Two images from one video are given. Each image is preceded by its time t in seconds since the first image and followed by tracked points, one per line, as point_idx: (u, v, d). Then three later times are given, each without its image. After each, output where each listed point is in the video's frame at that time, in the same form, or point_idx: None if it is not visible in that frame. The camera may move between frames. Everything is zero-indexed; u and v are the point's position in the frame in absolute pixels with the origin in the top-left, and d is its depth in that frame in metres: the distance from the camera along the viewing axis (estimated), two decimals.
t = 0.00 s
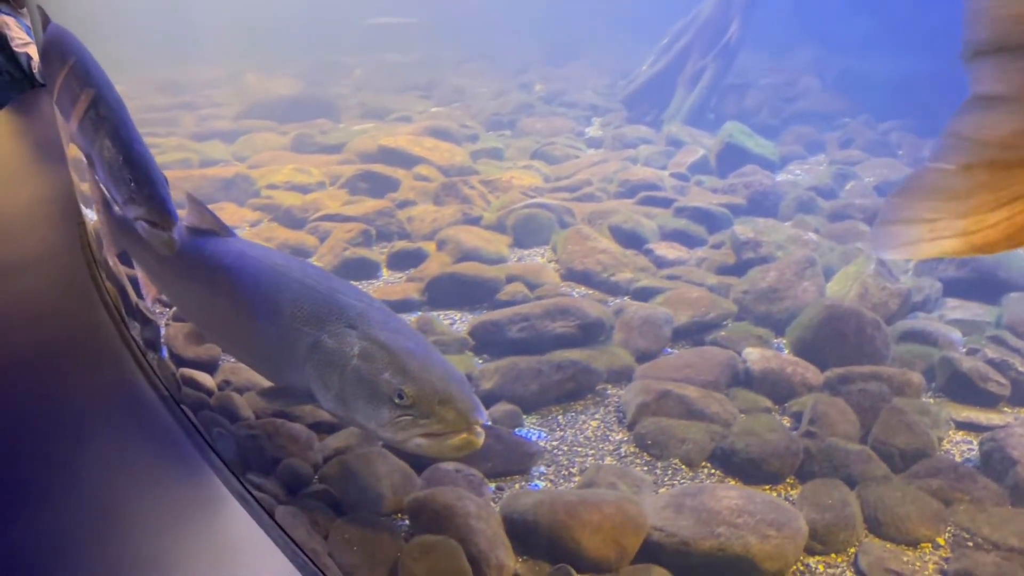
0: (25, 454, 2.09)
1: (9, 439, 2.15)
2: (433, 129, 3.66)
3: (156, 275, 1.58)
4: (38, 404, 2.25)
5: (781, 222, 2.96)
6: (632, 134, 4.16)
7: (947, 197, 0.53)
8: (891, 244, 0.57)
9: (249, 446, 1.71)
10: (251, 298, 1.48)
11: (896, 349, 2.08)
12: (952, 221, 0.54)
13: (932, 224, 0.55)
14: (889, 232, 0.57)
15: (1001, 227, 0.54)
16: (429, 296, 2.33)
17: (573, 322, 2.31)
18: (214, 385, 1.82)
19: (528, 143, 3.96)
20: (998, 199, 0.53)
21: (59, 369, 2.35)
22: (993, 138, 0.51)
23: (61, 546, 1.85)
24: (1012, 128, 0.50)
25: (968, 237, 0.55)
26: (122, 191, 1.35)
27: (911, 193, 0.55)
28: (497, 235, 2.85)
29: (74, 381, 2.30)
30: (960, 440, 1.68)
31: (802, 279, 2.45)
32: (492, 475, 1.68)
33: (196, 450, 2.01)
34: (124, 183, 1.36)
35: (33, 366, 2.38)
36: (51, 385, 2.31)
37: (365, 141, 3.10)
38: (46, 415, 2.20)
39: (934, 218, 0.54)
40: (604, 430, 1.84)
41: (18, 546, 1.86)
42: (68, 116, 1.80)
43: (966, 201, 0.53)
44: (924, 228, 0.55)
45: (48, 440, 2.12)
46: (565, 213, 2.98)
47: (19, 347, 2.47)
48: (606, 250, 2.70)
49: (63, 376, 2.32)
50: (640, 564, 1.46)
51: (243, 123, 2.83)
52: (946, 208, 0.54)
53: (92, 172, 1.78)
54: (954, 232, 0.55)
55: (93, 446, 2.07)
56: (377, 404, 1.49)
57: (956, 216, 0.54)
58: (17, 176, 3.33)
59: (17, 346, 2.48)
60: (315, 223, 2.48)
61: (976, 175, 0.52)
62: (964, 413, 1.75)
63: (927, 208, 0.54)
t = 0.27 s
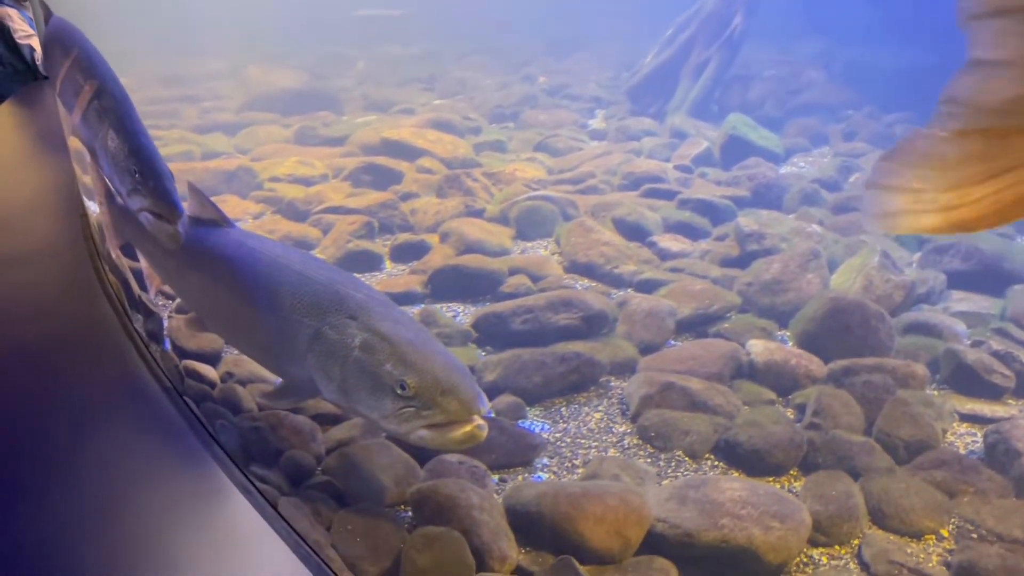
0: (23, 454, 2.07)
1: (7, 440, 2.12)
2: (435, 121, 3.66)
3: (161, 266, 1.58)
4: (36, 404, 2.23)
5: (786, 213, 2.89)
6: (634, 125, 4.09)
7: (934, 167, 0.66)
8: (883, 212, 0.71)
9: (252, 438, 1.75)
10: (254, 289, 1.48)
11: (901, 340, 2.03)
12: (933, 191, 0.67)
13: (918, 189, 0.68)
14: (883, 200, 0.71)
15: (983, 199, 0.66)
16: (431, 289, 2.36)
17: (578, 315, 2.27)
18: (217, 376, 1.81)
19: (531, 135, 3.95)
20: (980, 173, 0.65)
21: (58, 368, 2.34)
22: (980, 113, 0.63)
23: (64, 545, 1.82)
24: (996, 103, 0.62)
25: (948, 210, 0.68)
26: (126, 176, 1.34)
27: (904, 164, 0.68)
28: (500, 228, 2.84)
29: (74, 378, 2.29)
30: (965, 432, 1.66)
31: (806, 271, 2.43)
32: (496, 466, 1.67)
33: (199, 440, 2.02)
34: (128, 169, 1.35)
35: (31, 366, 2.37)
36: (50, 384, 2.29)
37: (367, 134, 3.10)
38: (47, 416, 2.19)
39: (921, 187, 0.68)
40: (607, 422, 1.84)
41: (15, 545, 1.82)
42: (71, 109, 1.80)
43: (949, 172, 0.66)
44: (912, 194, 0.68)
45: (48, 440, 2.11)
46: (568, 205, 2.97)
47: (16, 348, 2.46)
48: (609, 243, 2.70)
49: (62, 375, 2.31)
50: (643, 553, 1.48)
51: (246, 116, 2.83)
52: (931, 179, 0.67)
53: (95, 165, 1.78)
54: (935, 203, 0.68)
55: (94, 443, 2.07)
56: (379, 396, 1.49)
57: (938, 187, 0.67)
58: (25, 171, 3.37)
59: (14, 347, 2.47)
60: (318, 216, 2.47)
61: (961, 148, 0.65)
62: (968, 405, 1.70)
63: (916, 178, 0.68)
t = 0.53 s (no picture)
0: (27, 458, 2.06)
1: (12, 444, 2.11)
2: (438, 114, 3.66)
3: (165, 257, 1.63)
4: (40, 407, 2.22)
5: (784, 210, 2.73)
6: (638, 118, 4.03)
7: (934, 126, 0.67)
8: (880, 171, 0.72)
9: (257, 429, 1.75)
10: (259, 279, 1.46)
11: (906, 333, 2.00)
12: (935, 148, 0.68)
13: (917, 150, 0.69)
14: (882, 159, 0.72)
15: (983, 151, 0.66)
16: (436, 280, 2.32)
17: (580, 306, 2.28)
18: (222, 368, 1.79)
19: (534, 128, 3.95)
20: (981, 127, 0.65)
21: (61, 367, 2.33)
22: (988, 69, 0.63)
23: (74, 542, 1.83)
24: (1001, 60, 0.62)
25: (949, 163, 0.68)
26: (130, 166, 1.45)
27: (903, 124, 0.69)
28: (504, 220, 2.84)
29: (76, 377, 2.28)
30: (969, 425, 1.62)
31: (810, 264, 2.30)
32: (501, 458, 1.67)
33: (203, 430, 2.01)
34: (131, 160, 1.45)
35: (35, 368, 2.36)
36: (52, 384, 2.28)
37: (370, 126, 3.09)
38: (49, 417, 2.18)
39: (921, 146, 0.68)
40: (611, 414, 1.85)
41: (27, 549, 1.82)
42: (77, 100, 1.80)
43: (952, 128, 0.66)
44: (909, 153, 0.70)
45: (52, 441, 2.10)
46: (572, 197, 2.97)
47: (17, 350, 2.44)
48: (613, 235, 2.70)
49: (64, 375, 2.30)
50: (648, 543, 1.50)
51: (248, 109, 2.82)
52: (933, 135, 0.67)
53: (100, 158, 1.81)
54: (937, 158, 0.68)
55: (99, 442, 2.06)
56: (385, 384, 1.49)
57: (941, 142, 0.67)
58: (31, 165, 3.39)
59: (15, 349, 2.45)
60: (322, 209, 2.47)
61: (965, 104, 0.65)
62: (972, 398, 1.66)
63: (916, 137, 0.68)
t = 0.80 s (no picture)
0: (27, 458, 2.01)
1: (10, 444, 2.05)
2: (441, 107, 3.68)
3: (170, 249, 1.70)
4: (39, 407, 2.18)
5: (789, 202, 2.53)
6: (638, 109, 3.46)
7: (948, 119, 0.68)
8: (893, 164, 0.73)
9: (264, 421, 1.78)
10: (264, 266, 1.47)
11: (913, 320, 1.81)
12: (949, 143, 0.69)
13: (932, 143, 0.70)
14: (897, 152, 0.73)
15: (996, 148, 0.67)
16: (441, 272, 2.37)
17: (585, 298, 2.29)
18: (228, 359, 1.77)
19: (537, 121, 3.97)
20: (993, 123, 0.66)
21: (62, 367, 2.30)
22: (997, 67, 0.65)
23: (76, 536, 1.80)
24: (1010, 60, 0.64)
25: (961, 161, 0.69)
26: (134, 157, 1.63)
27: (917, 118, 0.70)
28: (508, 212, 2.86)
29: (79, 376, 2.26)
30: (974, 415, 1.37)
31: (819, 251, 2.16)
32: (507, 448, 1.72)
33: (213, 427, 2.03)
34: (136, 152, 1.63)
35: (34, 365, 2.33)
36: (53, 385, 2.24)
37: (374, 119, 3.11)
38: (50, 417, 2.14)
39: (933, 139, 0.69)
40: (616, 404, 1.75)
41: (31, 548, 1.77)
42: (89, 98, 1.85)
43: (965, 123, 0.67)
44: (922, 148, 0.70)
45: (53, 440, 2.06)
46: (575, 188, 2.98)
47: (12, 351, 2.39)
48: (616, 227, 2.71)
49: (66, 373, 2.27)
50: (653, 531, 1.49)
51: (251, 102, 2.82)
52: (945, 130, 0.68)
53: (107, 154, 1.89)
54: (949, 154, 0.69)
55: (105, 440, 2.04)
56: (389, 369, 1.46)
57: (955, 137, 0.68)
58: (36, 160, 3.41)
59: (9, 349, 2.39)
60: (326, 201, 2.47)
61: (977, 101, 0.66)
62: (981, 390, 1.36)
63: (927, 130, 0.70)
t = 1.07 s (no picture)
0: (27, 457, 1.96)
1: (9, 442, 2.00)
2: (442, 101, 3.69)
3: (168, 239, 1.66)
4: (39, 407, 2.13)
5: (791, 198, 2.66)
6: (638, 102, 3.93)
7: (962, 149, 0.63)
8: (911, 195, 0.68)
9: (269, 414, 1.77)
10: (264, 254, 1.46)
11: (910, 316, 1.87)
12: (966, 172, 0.64)
13: (948, 174, 0.65)
14: (911, 182, 0.68)
15: (1010, 177, 0.63)
16: (443, 266, 2.35)
17: (587, 291, 2.32)
18: (229, 352, 1.76)
19: (537, 115, 3.98)
20: (1005, 153, 0.62)
21: (62, 367, 2.26)
22: (1002, 101, 0.61)
23: (78, 530, 1.76)
24: (1015, 89, 0.60)
25: (977, 189, 0.65)
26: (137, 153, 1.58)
27: (930, 147, 0.65)
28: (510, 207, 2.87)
29: (80, 375, 2.23)
30: (974, 407, 1.57)
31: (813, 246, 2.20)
32: (509, 440, 1.67)
33: (219, 424, 2.02)
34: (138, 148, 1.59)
35: (35, 362, 2.29)
36: (53, 384, 2.20)
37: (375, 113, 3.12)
38: (50, 417, 2.10)
39: (950, 169, 0.65)
40: (619, 396, 1.83)
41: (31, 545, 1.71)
42: (87, 91, 1.83)
43: (978, 153, 0.63)
44: (940, 177, 0.66)
45: (54, 439, 2.02)
46: (576, 182, 3.00)
47: (10, 351, 2.34)
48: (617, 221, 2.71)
49: (67, 372, 2.24)
50: (657, 523, 1.51)
51: (251, 96, 2.81)
52: (961, 159, 0.64)
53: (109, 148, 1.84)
54: (967, 183, 0.65)
55: (109, 437, 2.01)
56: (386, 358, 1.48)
57: (971, 167, 0.64)
58: (39, 155, 3.41)
59: (7, 349, 2.35)
60: (328, 195, 2.47)
61: (986, 130, 0.62)
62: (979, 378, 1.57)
63: (941, 160, 0.65)
